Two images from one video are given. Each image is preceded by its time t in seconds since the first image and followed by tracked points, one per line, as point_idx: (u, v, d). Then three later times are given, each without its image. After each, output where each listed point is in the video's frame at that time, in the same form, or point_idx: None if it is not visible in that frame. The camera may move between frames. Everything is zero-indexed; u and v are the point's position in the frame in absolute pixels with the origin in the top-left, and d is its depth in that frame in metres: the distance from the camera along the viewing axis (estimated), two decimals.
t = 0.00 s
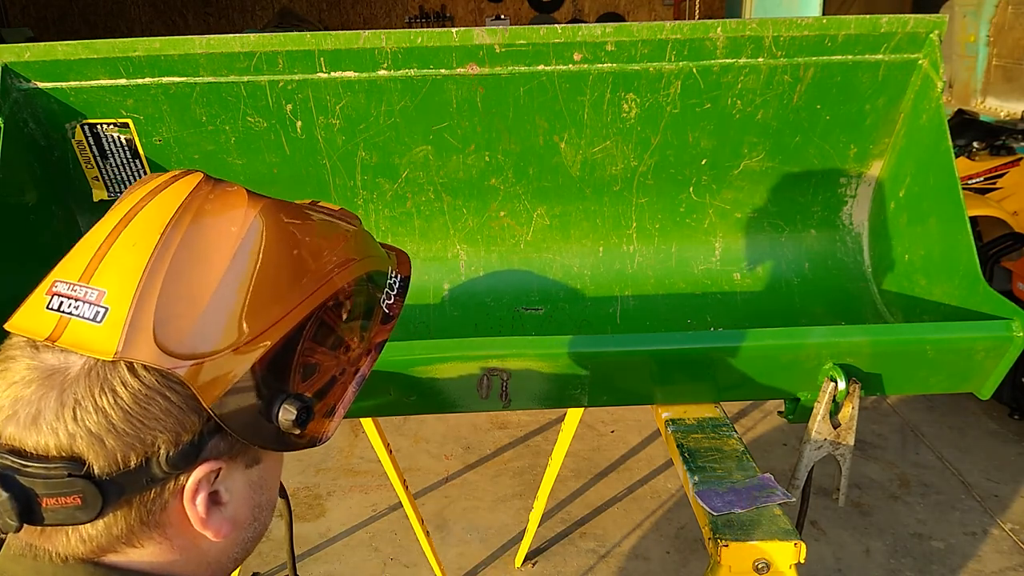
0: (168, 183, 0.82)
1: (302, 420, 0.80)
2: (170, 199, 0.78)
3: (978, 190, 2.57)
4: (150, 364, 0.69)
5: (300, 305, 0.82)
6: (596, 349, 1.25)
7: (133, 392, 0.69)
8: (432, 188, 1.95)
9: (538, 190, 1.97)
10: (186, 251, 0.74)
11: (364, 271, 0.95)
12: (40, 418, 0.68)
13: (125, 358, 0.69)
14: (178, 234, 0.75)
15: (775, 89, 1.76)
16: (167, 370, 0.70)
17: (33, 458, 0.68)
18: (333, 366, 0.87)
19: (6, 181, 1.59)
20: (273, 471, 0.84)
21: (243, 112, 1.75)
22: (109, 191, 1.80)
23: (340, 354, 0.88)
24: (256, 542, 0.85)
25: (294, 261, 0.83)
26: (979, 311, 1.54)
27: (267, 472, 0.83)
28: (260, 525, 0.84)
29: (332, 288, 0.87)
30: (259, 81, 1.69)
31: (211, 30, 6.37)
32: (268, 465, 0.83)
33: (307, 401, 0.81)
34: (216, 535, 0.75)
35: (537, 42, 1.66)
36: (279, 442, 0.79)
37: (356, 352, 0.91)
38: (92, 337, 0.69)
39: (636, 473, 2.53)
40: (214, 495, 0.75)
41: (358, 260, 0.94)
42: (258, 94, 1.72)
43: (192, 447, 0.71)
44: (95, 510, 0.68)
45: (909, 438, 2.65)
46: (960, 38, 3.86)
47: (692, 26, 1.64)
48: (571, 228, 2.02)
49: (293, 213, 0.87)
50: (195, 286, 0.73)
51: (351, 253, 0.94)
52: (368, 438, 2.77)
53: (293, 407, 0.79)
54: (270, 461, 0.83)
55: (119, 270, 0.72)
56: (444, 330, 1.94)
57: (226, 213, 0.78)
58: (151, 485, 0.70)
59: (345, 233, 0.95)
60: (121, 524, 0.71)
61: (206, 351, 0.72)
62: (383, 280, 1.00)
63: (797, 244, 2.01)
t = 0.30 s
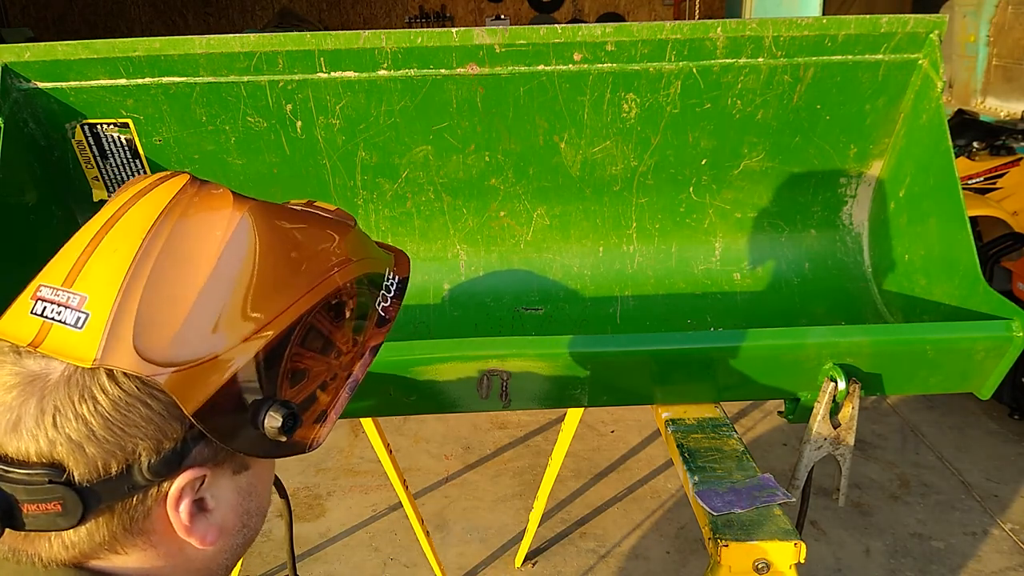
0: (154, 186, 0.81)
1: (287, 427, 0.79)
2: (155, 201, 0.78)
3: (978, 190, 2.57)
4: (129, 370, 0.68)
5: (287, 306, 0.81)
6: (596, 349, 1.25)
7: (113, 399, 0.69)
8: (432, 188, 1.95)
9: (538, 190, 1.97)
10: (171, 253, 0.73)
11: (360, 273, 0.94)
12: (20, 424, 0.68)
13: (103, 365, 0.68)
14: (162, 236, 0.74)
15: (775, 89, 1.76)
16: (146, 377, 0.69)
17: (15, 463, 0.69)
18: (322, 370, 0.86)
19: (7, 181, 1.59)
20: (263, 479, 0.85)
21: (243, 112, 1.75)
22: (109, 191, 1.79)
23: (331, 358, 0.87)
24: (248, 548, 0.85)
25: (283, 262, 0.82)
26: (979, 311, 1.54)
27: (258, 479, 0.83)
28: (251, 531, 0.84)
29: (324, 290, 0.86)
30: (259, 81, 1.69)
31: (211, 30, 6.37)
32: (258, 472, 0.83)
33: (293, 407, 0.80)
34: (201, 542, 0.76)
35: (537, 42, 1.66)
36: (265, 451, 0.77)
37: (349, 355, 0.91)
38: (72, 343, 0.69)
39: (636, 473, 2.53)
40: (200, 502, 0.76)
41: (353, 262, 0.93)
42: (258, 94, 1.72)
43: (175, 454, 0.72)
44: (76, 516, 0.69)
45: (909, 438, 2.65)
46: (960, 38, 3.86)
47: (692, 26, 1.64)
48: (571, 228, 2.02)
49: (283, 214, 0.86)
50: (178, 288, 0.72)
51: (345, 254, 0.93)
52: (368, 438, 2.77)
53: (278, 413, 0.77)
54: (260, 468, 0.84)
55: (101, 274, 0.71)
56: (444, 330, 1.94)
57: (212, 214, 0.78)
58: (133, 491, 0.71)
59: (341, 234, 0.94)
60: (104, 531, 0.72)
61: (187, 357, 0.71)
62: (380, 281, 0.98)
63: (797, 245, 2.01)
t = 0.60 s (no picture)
0: (154, 200, 0.82)
1: (269, 442, 0.78)
2: (152, 214, 0.78)
3: (978, 190, 2.57)
4: (112, 379, 0.68)
5: (277, 321, 0.81)
6: (595, 349, 1.25)
7: (93, 406, 0.69)
8: (432, 188, 1.95)
9: (538, 190, 1.97)
10: (162, 264, 0.73)
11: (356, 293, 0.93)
12: (4, 425, 0.69)
13: (86, 372, 0.68)
14: (154, 249, 0.74)
15: (775, 89, 1.76)
16: (128, 385, 0.68)
17: None
18: (313, 388, 0.85)
19: (6, 181, 1.59)
20: (249, 492, 0.84)
21: (243, 112, 1.75)
22: (110, 191, 1.80)
23: (321, 375, 0.87)
24: (232, 561, 0.85)
25: (275, 277, 0.82)
26: (979, 311, 1.54)
27: (242, 493, 0.83)
28: (235, 544, 0.84)
29: (317, 307, 0.86)
30: (259, 81, 1.69)
31: (211, 30, 6.37)
32: (243, 485, 0.83)
33: (277, 422, 0.80)
34: (179, 553, 0.75)
35: (537, 42, 1.66)
36: (256, 467, 0.78)
37: (341, 374, 0.90)
38: (59, 349, 0.69)
39: (636, 473, 2.53)
40: (181, 512, 0.75)
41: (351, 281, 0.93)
42: (258, 94, 1.72)
43: (153, 463, 0.71)
44: (53, 519, 0.69)
45: (910, 439, 2.65)
46: (960, 38, 3.86)
47: (692, 26, 1.64)
48: (571, 228, 2.02)
49: (279, 230, 0.87)
50: (167, 299, 0.72)
51: (342, 273, 0.92)
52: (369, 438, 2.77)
53: (259, 428, 0.77)
54: (245, 481, 0.83)
55: (91, 283, 0.71)
56: (444, 330, 1.94)
57: (207, 227, 0.78)
58: (111, 498, 0.71)
59: (339, 253, 0.95)
60: (81, 536, 0.72)
61: (172, 368, 0.70)
62: (379, 301, 0.98)
63: (797, 245, 2.01)
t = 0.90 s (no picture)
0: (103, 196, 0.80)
1: (236, 440, 0.79)
2: (101, 214, 0.77)
3: (978, 190, 2.57)
4: (67, 389, 0.69)
5: (238, 315, 0.80)
6: (595, 349, 1.25)
7: (50, 417, 0.69)
8: (432, 188, 1.95)
9: (538, 190, 1.97)
10: (112, 267, 0.73)
11: (323, 279, 0.92)
12: None
13: (40, 383, 0.69)
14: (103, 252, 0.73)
15: (775, 89, 1.76)
16: (84, 396, 0.69)
17: None
18: (281, 380, 0.85)
19: (6, 182, 1.59)
20: (224, 488, 0.85)
21: (243, 112, 1.75)
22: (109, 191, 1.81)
23: (290, 367, 0.86)
24: (209, 557, 0.85)
25: (233, 270, 0.81)
26: (979, 311, 1.54)
27: (216, 489, 0.83)
28: (211, 541, 0.84)
29: (279, 298, 0.85)
30: (259, 81, 1.69)
31: (211, 30, 6.37)
32: (216, 482, 0.83)
33: (244, 419, 0.80)
34: (151, 554, 0.76)
35: (537, 42, 1.66)
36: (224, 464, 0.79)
37: (311, 363, 0.89)
38: (14, 360, 0.70)
39: (636, 473, 2.53)
40: (152, 513, 0.76)
41: (315, 266, 0.92)
42: (258, 94, 1.72)
43: (118, 469, 0.72)
44: (20, 530, 0.70)
45: (909, 439, 2.65)
46: (960, 38, 3.86)
47: (692, 26, 1.64)
48: (571, 228, 2.02)
49: (236, 220, 0.85)
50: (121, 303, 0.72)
51: (306, 259, 0.91)
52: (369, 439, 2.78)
53: (225, 426, 0.77)
54: (218, 478, 0.84)
55: (45, 289, 0.71)
56: (444, 330, 1.94)
57: (158, 223, 0.77)
58: (78, 506, 0.71)
59: (303, 239, 0.93)
60: (52, 543, 0.73)
61: (127, 376, 0.71)
62: (348, 284, 0.96)
63: (797, 245, 2.01)
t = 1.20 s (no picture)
0: None
1: (156, 379, 0.79)
2: None
3: (978, 190, 2.57)
4: None
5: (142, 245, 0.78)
6: (595, 349, 1.25)
7: None
8: (432, 188, 1.95)
9: (538, 190, 1.97)
10: None
11: (240, 197, 0.89)
12: None
13: None
14: None
15: (775, 89, 1.76)
16: None
17: None
18: (202, 313, 0.85)
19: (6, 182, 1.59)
20: (157, 436, 0.86)
21: (244, 112, 1.75)
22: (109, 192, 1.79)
23: (211, 299, 0.86)
24: (153, 507, 0.86)
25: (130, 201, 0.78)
26: (979, 311, 1.53)
27: (149, 436, 0.85)
28: (151, 491, 0.86)
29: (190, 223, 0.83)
30: (259, 81, 1.69)
31: (211, 30, 6.37)
32: (147, 429, 0.84)
33: (162, 359, 0.80)
34: (82, 506, 0.77)
35: (537, 42, 1.66)
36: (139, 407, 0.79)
37: (236, 293, 0.89)
38: None
39: (636, 473, 2.53)
40: (77, 465, 0.77)
41: (232, 186, 0.89)
42: (258, 95, 1.72)
43: (29, 422, 0.72)
44: None
45: (909, 438, 2.65)
46: (960, 38, 3.86)
47: (692, 26, 1.64)
48: (571, 228, 2.02)
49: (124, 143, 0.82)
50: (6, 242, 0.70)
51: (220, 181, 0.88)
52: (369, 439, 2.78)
53: (140, 366, 0.78)
54: (150, 426, 0.85)
55: None
56: (444, 331, 1.93)
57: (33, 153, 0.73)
58: None
59: (214, 158, 0.90)
60: None
61: (17, 319, 0.70)
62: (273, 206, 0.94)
63: (797, 245, 2.01)
